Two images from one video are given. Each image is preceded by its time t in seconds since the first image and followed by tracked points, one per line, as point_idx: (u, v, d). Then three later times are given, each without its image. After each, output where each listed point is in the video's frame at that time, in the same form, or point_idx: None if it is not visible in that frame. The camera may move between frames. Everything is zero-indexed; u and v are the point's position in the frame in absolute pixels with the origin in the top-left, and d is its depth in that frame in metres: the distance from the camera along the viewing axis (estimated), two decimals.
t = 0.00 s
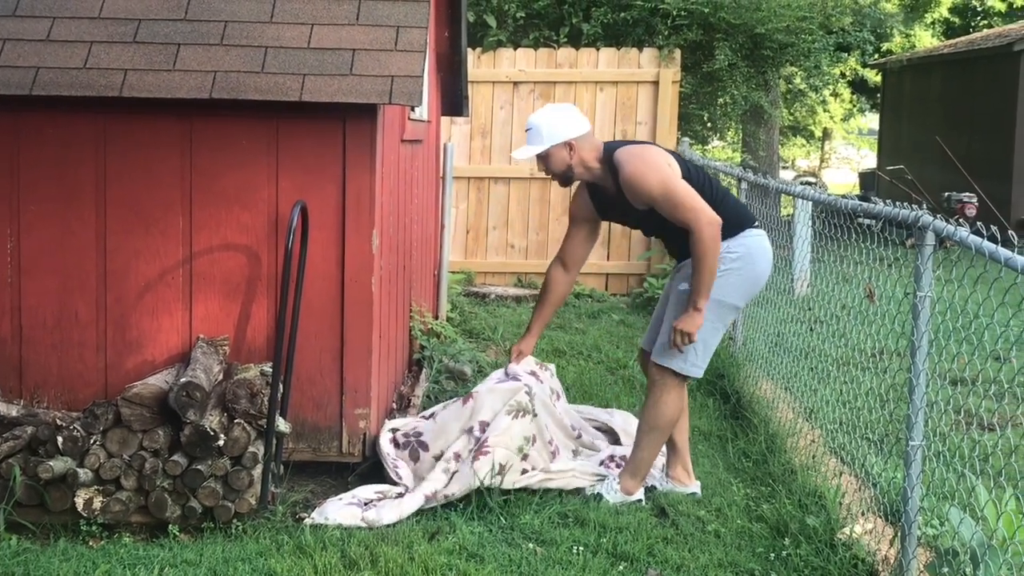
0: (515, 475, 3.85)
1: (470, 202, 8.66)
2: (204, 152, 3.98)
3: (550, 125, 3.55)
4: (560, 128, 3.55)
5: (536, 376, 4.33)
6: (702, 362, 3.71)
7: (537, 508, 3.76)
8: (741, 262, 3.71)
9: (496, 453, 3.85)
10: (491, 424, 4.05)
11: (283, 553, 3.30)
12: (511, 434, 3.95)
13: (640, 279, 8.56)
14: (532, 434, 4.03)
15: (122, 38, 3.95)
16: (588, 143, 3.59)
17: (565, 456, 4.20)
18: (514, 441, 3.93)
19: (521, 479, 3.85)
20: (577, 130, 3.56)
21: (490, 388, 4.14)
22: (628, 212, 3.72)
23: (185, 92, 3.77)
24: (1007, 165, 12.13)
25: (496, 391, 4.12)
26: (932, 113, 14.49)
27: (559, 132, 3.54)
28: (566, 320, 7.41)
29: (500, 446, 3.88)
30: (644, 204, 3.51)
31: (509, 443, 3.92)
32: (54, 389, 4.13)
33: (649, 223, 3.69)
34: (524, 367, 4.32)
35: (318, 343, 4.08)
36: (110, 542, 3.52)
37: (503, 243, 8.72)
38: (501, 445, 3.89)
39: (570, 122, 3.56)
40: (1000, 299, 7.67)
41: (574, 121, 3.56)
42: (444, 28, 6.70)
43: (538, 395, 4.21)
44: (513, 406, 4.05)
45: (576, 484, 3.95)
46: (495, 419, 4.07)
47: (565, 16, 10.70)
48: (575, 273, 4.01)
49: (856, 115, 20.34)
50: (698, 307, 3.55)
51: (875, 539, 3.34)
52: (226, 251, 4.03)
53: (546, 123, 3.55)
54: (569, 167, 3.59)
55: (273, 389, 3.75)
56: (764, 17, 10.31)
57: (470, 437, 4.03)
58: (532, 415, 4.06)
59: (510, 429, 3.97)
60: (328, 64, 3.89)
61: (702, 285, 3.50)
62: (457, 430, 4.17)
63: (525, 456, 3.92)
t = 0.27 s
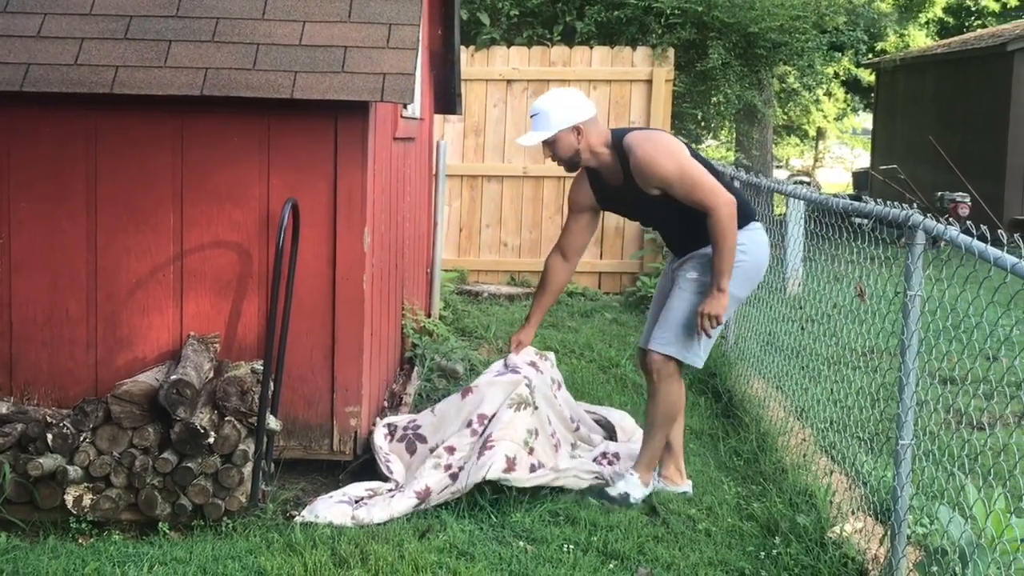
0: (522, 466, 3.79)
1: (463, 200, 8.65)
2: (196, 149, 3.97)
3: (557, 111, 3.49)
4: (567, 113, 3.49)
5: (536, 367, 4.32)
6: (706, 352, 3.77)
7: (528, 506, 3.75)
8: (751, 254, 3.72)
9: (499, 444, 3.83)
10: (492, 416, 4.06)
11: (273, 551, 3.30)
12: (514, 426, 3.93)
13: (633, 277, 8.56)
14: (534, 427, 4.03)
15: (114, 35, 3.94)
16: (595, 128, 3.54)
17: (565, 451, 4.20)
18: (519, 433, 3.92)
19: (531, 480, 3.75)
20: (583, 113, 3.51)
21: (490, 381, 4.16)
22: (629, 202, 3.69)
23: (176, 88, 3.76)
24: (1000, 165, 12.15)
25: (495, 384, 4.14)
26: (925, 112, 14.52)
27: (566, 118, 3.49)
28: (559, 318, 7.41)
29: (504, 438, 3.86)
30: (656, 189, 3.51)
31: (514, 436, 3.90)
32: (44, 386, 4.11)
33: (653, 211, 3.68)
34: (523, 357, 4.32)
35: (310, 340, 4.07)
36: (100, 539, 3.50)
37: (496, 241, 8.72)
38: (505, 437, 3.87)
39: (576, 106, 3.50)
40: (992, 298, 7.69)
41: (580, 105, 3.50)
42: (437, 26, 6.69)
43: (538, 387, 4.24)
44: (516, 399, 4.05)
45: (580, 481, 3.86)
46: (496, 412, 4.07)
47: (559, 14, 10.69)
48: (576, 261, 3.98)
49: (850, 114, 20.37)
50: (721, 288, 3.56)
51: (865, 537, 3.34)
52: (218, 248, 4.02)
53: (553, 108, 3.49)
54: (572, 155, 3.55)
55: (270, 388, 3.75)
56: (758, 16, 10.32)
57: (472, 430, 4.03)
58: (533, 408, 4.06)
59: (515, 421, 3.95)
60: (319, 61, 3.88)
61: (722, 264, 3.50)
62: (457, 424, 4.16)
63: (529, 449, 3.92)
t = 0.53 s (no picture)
0: (518, 471, 3.81)
1: (456, 199, 8.66)
2: (186, 147, 3.97)
3: (548, 111, 3.49)
4: (558, 114, 3.49)
5: (531, 368, 4.30)
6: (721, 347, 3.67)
7: (518, 505, 3.77)
8: (749, 247, 3.71)
9: (493, 450, 3.84)
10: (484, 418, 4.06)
11: (262, 549, 3.30)
12: (510, 431, 3.94)
13: (626, 276, 8.57)
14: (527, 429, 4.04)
15: (104, 32, 3.94)
16: (586, 127, 3.53)
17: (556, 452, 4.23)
18: (515, 437, 3.94)
19: (530, 489, 3.78)
20: (575, 113, 3.51)
21: (484, 382, 4.15)
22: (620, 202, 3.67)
23: (167, 86, 3.76)
24: (993, 165, 12.19)
25: (489, 385, 4.13)
26: (919, 112, 14.55)
27: (557, 117, 3.48)
28: (552, 317, 7.42)
29: (498, 443, 3.87)
30: (652, 185, 3.50)
31: (510, 440, 3.92)
32: (34, 383, 4.11)
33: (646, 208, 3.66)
34: (517, 358, 4.29)
35: (300, 339, 4.07)
36: (89, 537, 3.50)
37: (489, 240, 8.72)
38: (499, 442, 3.88)
39: (567, 106, 3.50)
40: (983, 298, 7.72)
41: (571, 104, 3.51)
42: (430, 25, 6.69)
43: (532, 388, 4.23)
44: (510, 401, 4.04)
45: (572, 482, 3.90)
46: (489, 413, 4.06)
47: (553, 13, 10.70)
48: (570, 260, 3.95)
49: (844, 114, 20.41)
50: (715, 280, 3.52)
51: (853, 536, 3.35)
52: (208, 246, 4.02)
53: (544, 107, 3.50)
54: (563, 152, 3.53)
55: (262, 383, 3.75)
56: (751, 16, 10.34)
57: (464, 432, 4.03)
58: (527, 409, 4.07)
59: (510, 425, 3.97)
60: (311, 59, 3.89)
61: (718, 257, 3.50)
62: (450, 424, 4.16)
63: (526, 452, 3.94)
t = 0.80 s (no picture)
0: (508, 474, 3.82)
1: (450, 198, 8.66)
2: (175, 146, 3.97)
3: (536, 116, 3.41)
4: (547, 119, 3.41)
5: (523, 369, 4.27)
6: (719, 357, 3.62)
7: (506, 504, 3.77)
8: (745, 254, 3.62)
9: (483, 453, 3.85)
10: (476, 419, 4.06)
11: (249, 547, 3.30)
12: (501, 433, 3.94)
13: (619, 276, 8.58)
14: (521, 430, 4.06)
15: (93, 31, 3.93)
16: (576, 131, 3.45)
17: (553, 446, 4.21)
18: (507, 439, 3.94)
19: (519, 491, 3.78)
20: (564, 118, 3.43)
21: (476, 384, 4.16)
22: (612, 205, 3.61)
23: (156, 85, 3.77)
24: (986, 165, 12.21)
25: (481, 387, 4.14)
26: (913, 113, 14.57)
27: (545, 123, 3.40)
28: (544, 316, 7.43)
29: (489, 446, 3.88)
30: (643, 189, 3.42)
31: (501, 442, 3.92)
32: (23, 382, 4.11)
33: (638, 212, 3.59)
34: (510, 359, 4.25)
35: (289, 338, 4.08)
36: (77, 535, 3.50)
37: (483, 240, 8.72)
38: (490, 444, 3.89)
39: (555, 112, 3.42)
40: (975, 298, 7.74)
41: (560, 110, 3.42)
42: (422, 24, 6.69)
43: (525, 389, 4.22)
44: (502, 403, 4.04)
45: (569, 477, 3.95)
46: (481, 415, 4.08)
47: (547, 12, 10.70)
48: (562, 262, 3.90)
49: (839, 114, 20.43)
50: (707, 285, 3.43)
51: (839, 535, 3.34)
52: (197, 245, 4.02)
53: (531, 113, 3.41)
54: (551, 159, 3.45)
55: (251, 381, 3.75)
56: (744, 16, 10.35)
57: (455, 433, 4.03)
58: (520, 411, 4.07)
59: (502, 428, 3.96)
60: (300, 58, 3.89)
61: (712, 263, 3.40)
62: (442, 425, 4.17)
63: (517, 454, 3.95)
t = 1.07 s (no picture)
0: (503, 478, 3.80)
1: (446, 197, 8.67)
2: (168, 144, 3.98)
3: (534, 116, 3.40)
4: (545, 119, 3.40)
5: (516, 371, 4.22)
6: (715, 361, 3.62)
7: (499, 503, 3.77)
8: (743, 258, 3.61)
9: (477, 458, 3.80)
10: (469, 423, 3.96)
11: (240, 544, 3.31)
12: (496, 437, 3.89)
13: (615, 275, 8.58)
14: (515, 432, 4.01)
15: (87, 29, 3.94)
16: (574, 132, 3.44)
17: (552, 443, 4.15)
18: (501, 443, 3.89)
19: (512, 493, 3.78)
20: (562, 118, 3.41)
21: (469, 388, 4.06)
22: (611, 206, 3.57)
23: (148, 83, 3.77)
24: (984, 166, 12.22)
25: (474, 390, 4.04)
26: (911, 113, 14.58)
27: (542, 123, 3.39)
28: (540, 316, 7.44)
29: (482, 451, 3.83)
30: (644, 191, 3.38)
31: (495, 447, 3.87)
32: (16, 379, 4.12)
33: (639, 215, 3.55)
34: (502, 361, 4.22)
35: (282, 336, 4.08)
36: (68, 532, 3.51)
37: (479, 239, 8.73)
38: (484, 449, 3.84)
39: (553, 111, 3.41)
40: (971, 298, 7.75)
41: (558, 110, 3.41)
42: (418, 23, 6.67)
43: (519, 391, 4.14)
44: (496, 408, 3.97)
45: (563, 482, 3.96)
46: (474, 419, 3.97)
47: (543, 12, 10.72)
48: (558, 263, 3.88)
49: (837, 115, 20.45)
50: (709, 290, 3.38)
51: (828, 534, 3.36)
52: (190, 242, 4.03)
53: (529, 113, 3.40)
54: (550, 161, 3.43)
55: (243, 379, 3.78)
56: (741, 16, 10.37)
57: (447, 437, 3.92)
58: (515, 414, 4.01)
59: (497, 434, 3.90)
60: (292, 57, 3.90)
61: (713, 267, 3.36)
62: (435, 427, 4.08)
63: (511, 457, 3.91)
